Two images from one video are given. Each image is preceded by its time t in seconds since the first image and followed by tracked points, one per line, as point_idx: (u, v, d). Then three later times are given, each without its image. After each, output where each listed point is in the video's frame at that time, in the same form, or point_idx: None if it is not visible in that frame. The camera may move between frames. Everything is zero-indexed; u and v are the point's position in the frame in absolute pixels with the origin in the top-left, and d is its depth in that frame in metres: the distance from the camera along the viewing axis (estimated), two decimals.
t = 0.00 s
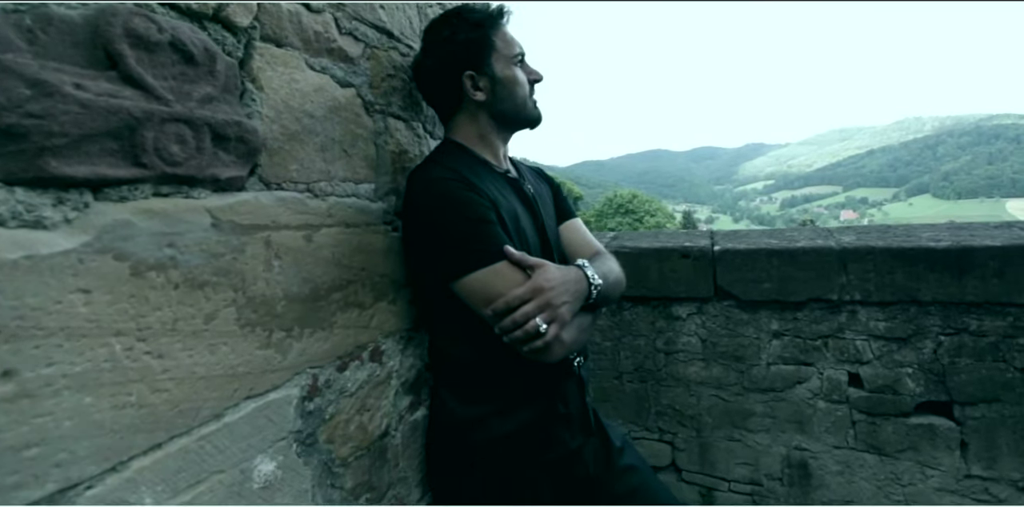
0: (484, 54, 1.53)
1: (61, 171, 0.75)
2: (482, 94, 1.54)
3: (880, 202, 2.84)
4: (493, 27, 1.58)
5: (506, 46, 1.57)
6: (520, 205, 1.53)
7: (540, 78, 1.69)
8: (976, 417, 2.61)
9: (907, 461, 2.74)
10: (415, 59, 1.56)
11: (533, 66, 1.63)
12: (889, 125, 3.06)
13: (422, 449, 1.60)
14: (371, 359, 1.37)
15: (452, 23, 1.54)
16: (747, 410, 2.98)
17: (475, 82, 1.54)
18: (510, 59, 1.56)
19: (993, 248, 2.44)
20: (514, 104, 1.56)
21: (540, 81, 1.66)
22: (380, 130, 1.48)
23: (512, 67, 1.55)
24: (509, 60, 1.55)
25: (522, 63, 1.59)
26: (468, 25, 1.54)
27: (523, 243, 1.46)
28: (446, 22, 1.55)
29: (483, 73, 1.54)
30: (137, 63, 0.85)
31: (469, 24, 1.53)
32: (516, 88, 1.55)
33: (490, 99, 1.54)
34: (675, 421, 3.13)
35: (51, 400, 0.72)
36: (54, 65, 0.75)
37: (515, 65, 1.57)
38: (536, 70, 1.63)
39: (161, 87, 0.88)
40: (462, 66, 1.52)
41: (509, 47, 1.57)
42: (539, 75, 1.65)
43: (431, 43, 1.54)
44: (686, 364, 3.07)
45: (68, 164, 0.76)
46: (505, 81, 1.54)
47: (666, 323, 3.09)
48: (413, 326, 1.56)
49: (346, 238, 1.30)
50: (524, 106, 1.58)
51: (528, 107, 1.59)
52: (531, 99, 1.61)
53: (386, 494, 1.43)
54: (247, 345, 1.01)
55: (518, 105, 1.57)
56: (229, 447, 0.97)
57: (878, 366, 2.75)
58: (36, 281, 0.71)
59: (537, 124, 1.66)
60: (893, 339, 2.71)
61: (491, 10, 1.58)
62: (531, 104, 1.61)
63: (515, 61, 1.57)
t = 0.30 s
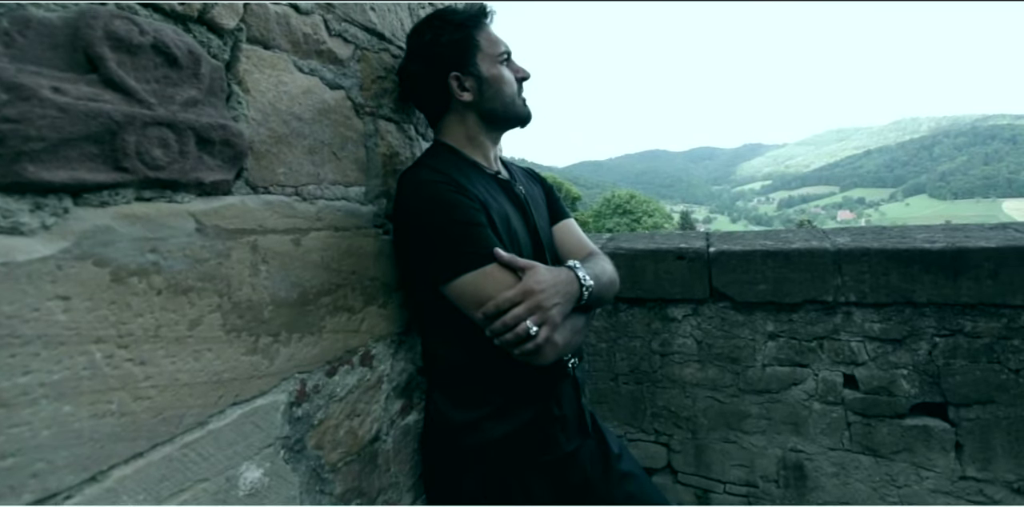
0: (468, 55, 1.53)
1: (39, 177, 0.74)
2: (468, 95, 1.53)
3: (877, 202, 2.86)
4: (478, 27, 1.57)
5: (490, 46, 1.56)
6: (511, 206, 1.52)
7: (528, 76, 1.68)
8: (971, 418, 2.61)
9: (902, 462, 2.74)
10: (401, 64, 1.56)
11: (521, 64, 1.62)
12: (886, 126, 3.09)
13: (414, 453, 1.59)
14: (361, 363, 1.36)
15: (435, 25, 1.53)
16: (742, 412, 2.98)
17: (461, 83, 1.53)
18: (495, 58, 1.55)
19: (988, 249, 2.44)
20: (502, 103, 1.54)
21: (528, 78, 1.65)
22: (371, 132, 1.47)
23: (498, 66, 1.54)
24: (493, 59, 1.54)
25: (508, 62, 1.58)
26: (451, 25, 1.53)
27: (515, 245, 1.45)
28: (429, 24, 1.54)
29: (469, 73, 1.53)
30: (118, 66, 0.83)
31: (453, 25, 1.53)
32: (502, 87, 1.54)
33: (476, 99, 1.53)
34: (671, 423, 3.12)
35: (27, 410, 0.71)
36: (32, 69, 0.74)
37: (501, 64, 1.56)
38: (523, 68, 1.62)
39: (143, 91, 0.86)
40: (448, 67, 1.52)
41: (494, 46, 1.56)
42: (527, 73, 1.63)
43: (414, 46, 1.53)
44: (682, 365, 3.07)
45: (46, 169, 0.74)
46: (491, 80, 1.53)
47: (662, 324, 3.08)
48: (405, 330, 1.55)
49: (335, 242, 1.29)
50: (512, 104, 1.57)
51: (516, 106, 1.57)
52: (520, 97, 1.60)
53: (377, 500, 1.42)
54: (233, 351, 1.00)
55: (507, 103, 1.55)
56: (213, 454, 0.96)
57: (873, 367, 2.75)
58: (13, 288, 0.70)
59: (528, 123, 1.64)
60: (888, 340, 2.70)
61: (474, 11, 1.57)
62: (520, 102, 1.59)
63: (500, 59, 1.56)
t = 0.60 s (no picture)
0: (458, 55, 1.53)
1: (30, 182, 0.73)
2: (460, 94, 1.53)
3: (876, 203, 2.86)
4: (468, 27, 1.58)
5: (481, 46, 1.56)
6: (507, 207, 1.51)
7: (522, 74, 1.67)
8: (969, 420, 2.61)
9: (901, 463, 2.74)
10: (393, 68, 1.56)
11: (513, 64, 1.62)
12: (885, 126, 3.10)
13: (412, 456, 1.59)
14: (357, 367, 1.36)
15: (425, 28, 1.54)
16: (740, 413, 2.97)
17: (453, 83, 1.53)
18: (486, 58, 1.55)
19: (985, 250, 2.43)
20: (495, 102, 1.54)
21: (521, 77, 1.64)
22: (367, 135, 1.46)
23: (490, 65, 1.54)
24: (485, 58, 1.54)
25: (499, 61, 1.57)
26: (442, 27, 1.54)
27: (511, 245, 1.44)
28: (419, 27, 1.55)
29: (461, 73, 1.53)
30: (110, 70, 0.83)
31: (443, 27, 1.53)
32: (495, 85, 1.53)
33: (469, 99, 1.53)
34: (669, 424, 3.12)
35: (18, 417, 0.71)
36: (24, 73, 0.74)
37: (493, 63, 1.56)
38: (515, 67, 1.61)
39: (136, 95, 0.86)
40: (439, 69, 1.52)
41: (485, 45, 1.56)
42: (520, 72, 1.63)
43: (406, 49, 1.53)
44: (680, 367, 3.07)
45: (38, 174, 0.74)
46: (483, 79, 1.53)
47: (660, 326, 3.08)
48: (401, 332, 1.55)
49: (331, 245, 1.28)
50: (506, 103, 1.56)
51: (510, 104, 1.57)
52: (513, 96, 1.59)
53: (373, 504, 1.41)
54: (227, 356, 0.99)
55: (500, 102, 1.54)
56: (208, 460, 0.96)
57: (872, 369, 2.75)
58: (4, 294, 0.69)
59: (522, 121, 1.63)
60: (887, 342, 2.70)
61: (464, 12, 1.58)
62: (513, 100, 1.59)
63: (491, 58, 1.55)
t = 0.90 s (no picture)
0: (456, 57, 1.53)
1: (28, 187, 0.73)
2: (458, 97, 1.53)
3: (875, 203, 2.95)
4: (465, 29, 1.57)
5: (478, 47, 1.56)
6: (506, 208, 1.52)
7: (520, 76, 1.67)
8: (969, 421, 2.61)
9: (901, 465, 2.74)
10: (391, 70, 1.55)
11: (510, 65, 1.62)
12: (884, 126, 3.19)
13: (412, 459, 1.59)
14: (357, 370, 1.36)
15: (422, 30, 1.53)
16: (740, 414, 2.97)
17: (451, 85, 1.53)
18: (483, 59, 1.55)
19: (984, 252, 2.43)
20: (493, 104, 1.53)
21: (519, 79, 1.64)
22: (366, 137, 1.46)
23: (487, 66, 1.54)
24: (482, 60, 1.53)
25: (497, 63, 1.57)
26: (439, 29, 1.53)
27: (510, 247, 1.44)
28: (417, 29, 1.54)
29: (458, 75, 1.53)
30: (109, 74, 0.83)
31: (440, 29, 1.53)
32: (492, 87, 1.53)
33: (467, 101, 1.53)
34: (669, 426, 3.12)
35: (16, 422, 0.71)
36: (22, 78, 0.74)
37: (491, 64, 1.56)
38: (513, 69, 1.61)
39: (134, 99, 0.86)
40: (437, 71, 1.52)
41: (482, 47, 1.56)
42: (517, 73, 1.63)
43: (404, 51, 1.52)
44: (679, 368, 3.07)
45: (37, 179, 0.74)
46: (480, 81, 1.53)
47: (660, 327, 3.08)
48: (401, 334, 1.55)
49: (330, 248, 1.28)
50: (504, 105, 1.56)
51: (508, 106, 1.57)
52: (512, 97, 1.59)
53: None
54: (226, 360, 0.99)
55: (498, 104, 1.54)
56: (207, 464, 0.95)
57: (871, 370, 2.75)
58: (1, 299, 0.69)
59: (520, 123, 1.63)
60: (886, 343, 2.70)
61: (461, 13, 1.57)
62: (511, 102, 1.58)
63: (488, 60, 1.55)
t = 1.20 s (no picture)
0: (458, 62, 1.52)
1: (29, 196, 0.73)
2: (460, 101, 1.52)
3: (875, 202, 2.96)
4: (469, 33, 1.56)
5: (481, 52, 1.54)
6: (508, 211, 1.51)
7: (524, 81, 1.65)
8: (969, 423, 2.61)
9: (900, 467, 2.74)
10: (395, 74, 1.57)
11: (513, 70, 1.61)
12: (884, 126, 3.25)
13: (412, 463, 1.59)
14: (357, 374, 1.36)
15: (426, 34, 1.54)
16: (740, 416, 2.98)
17: (453, 89, 1.52)
18: (486, 64, 1.53)
19: (984, 254, 2.44)
20: (496, 109, 1.52)
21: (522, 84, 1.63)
22: (366, 142, 1.46)
23: (490, 72, 1.52)
24: (485, 65, 1.52)
25: (500, 68, 1.56)
26: (442, 34, 1.53)
27: (513, 249, 1.44)
28: (421, 33, 1.55)
29: (461, 80, 1.51)
30: (110, 82, 0.83)
31: (443, 33, 1.53)
32: (495, 92, 1.51)
33: (469, 105, 1.52)
34: (669, 428, 3.12)
35: (17, 432, 0.71)
36: (23, 87, 0.74)
37: (493, 70, 1.54)
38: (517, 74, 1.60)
39: (135, 107, 0.86)
40: (439, 75, 1.51)
41: (486, 52, 1.54)
42: (520, 78, 1.62)
43: (407, 56, 1.54)
44: (679, 370, 3.07)
45: (39, 188, 0.74)
46: (483, 86, 1.51)
47: (660, 329, 3.08)
48: (401, 338, 1.55)
49: (330, 253, 1.28)
50: (506, 110, 1.54)
51: (510, 111, 1.55)
52: (514, 102, 1.57)
53: None
54: (227, 366, 1.00)
55: (500, 109, 1.52)
56: (208, 471, 0.96)
57: (871, 372, 2.75)
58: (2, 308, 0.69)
59: (523, 128, 1.61)
60: (886, 345, 2.71)
61: (465, 18, 1.56)
62: (514, 107, 1.57)
63: (491, 65, 1.53)
